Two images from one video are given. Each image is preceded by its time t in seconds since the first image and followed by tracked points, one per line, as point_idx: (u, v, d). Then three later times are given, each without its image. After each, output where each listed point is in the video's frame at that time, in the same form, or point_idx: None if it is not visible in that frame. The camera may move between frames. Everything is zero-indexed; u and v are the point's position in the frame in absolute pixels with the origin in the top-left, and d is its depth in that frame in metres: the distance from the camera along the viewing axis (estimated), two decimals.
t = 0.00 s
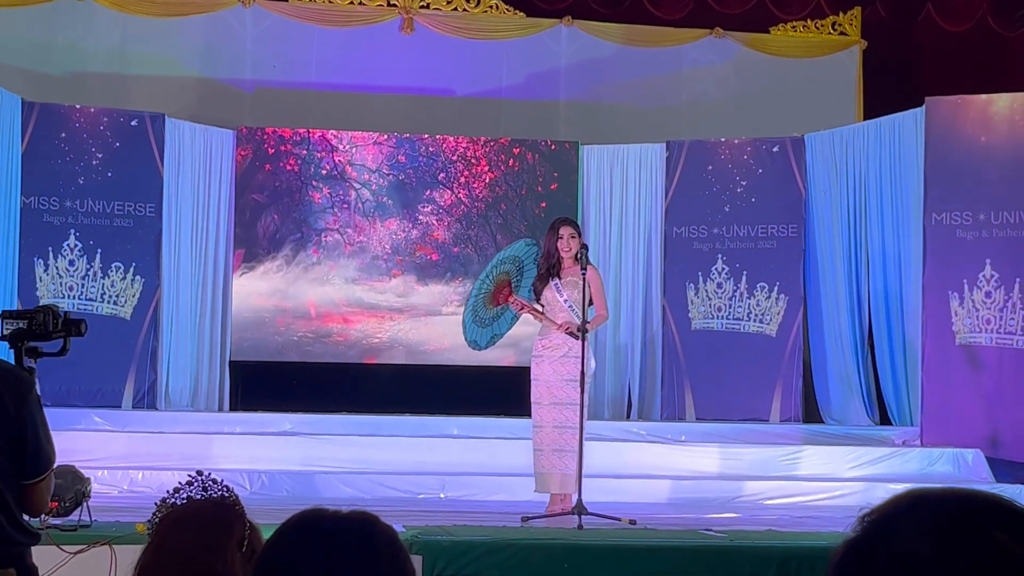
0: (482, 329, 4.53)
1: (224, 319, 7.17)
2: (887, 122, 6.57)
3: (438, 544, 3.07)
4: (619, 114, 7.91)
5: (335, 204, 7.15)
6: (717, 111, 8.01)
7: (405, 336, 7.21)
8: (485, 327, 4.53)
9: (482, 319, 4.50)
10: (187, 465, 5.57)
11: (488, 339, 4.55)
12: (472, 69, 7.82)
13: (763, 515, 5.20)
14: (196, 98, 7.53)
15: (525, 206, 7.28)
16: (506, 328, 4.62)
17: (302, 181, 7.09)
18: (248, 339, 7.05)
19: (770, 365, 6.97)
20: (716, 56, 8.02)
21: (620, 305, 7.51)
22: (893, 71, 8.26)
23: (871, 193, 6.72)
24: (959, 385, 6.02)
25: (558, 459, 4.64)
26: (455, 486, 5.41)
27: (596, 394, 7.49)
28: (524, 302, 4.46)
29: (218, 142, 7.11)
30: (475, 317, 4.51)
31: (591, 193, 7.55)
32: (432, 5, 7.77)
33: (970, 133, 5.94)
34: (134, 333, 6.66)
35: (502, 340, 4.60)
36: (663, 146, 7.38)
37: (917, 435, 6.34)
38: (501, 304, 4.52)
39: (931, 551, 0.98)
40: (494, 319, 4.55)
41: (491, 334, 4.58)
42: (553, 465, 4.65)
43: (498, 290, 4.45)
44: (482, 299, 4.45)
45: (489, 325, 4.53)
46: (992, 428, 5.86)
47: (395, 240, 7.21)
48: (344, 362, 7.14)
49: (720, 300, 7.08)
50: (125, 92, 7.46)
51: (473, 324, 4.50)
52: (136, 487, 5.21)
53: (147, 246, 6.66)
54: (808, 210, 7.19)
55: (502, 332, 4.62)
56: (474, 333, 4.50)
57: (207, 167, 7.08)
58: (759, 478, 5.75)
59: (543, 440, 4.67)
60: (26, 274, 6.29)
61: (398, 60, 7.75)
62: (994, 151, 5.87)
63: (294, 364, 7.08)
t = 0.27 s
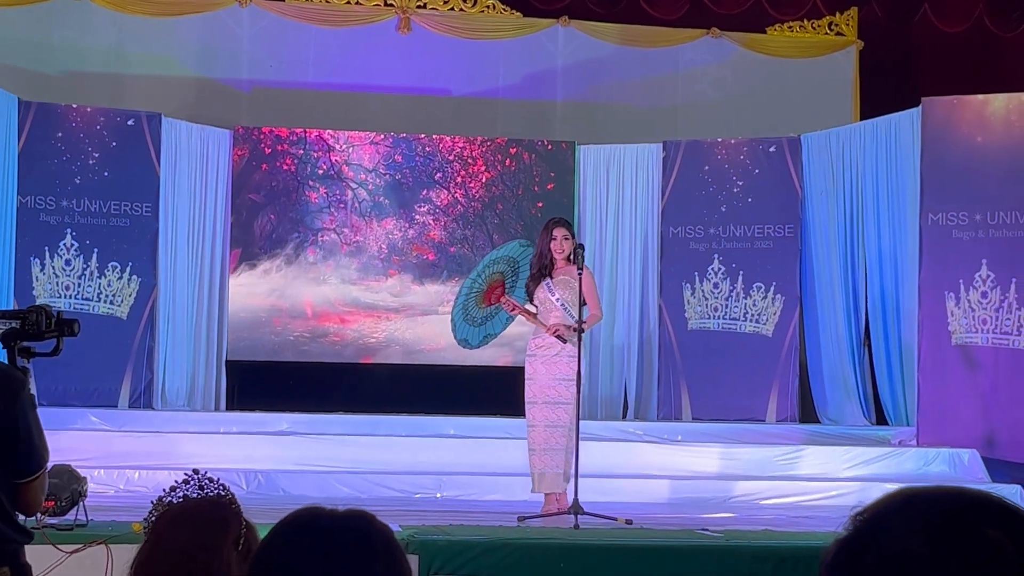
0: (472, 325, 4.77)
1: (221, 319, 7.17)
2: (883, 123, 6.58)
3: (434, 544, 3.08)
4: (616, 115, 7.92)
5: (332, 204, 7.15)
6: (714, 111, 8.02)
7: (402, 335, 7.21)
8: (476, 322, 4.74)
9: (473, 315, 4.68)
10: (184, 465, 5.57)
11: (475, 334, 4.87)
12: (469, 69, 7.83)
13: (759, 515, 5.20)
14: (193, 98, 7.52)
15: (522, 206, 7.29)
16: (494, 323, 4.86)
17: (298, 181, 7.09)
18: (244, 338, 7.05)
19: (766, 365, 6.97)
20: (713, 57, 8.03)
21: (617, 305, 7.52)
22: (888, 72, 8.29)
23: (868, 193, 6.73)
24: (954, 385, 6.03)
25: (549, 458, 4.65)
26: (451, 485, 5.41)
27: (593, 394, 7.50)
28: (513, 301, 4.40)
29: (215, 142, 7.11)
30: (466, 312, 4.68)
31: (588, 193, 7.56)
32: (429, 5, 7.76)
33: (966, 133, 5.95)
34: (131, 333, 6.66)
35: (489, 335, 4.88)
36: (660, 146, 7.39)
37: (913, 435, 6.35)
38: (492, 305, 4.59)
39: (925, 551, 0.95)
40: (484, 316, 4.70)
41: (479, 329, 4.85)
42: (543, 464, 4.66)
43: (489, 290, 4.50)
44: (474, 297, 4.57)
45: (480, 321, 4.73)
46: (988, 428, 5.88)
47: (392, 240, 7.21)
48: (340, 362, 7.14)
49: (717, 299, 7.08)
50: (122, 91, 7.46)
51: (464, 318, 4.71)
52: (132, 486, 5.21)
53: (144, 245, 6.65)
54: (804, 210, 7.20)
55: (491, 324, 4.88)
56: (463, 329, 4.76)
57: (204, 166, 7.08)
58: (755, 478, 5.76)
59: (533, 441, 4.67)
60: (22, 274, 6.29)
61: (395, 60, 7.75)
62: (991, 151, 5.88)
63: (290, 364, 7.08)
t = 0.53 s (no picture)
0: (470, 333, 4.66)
1: (218, 321, 7.16)
2: (880, 124, 6.59)
3: (431, 546, 3.08)
4: (613, 116, 7.93)
5: (329, 206, 7.15)
6: (711, 113, 8.04)
7: (399, 338, 7.21)
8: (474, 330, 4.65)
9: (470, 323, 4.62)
10: (181, 467, 5.56)
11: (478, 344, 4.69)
12: (466, 71, 7.83)
13: (756, 516, 5.20)
14: (189, 99, 7.52)
15: (519, 207, 7.29)
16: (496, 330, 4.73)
17: (295, 183, 7.09)
18: (242, 340, 7.04)
19: (763, 367, 6.98)
20: (710, 59, 8.05)
21: (614, 306, 7.52)
22: (887, 74, 8.27)
23: (865, 195, 6.74)
24: (951, 386, 6.04)
25: (551, 458, 4.64)
26: (448, 487, 5.40)
27: (590, 395, 7.50)
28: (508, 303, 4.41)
29: (212, 144, 7.11)
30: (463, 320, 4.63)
31: (585, 195, 7.57)
32: (426, 7, 7.77)
33: (963, 134, 5.95)
34: (128, 334, 6.66)
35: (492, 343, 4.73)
36: (657, 148, 7.40)
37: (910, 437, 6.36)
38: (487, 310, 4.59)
39: (918, 551, 0.95)
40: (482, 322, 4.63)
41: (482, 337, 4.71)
42: (546, 463, 4.65)
43: (484, 295, 4.51)
44: (468, 303, 4.55)
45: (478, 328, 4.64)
46: (984, 430, 5.88)
47: (389, 242, 7.21)
48: (338, 364, 7.14)
49: (714, 301, 7.09)
50: (118, 93, 7.46)
51: (460, 327, 4.62)
52: (129, 488, 5.21)
53: (141, 247, 6.65)
54: (801, 212, 7.20)
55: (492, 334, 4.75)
56: (462, 337, 4.64)
57: (201, 168, 7.08)
58: (752, 479, 5.76)
59: (535, 442, 4.66)
60: (19, 276, 6.29)
61: (392, 62, 7.76)
62: (988, 153, 5.88)
63: (288, 366, 7.08)
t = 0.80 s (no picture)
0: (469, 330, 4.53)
1: (215, 326, 7.16)
2: (877, 128, 6.61)
3: (428, 549, 3.11)
4: (610, 120, 7.94)
5: (326, 209, 7.15)
6: (708, 117, 8.06)
7: (396, 342, 7.20)
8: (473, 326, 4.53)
9: (469, 320, 4.49)
10: (177, 471, 5.56)
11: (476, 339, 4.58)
12: (464, 75, 7.85)
13: (753, 520, 5.20)
14: (186, 103, 7.52)
15: (516, 211, 7.29)
16: (494, 325, 4.61)
17: (292, 187, 7.09)
18: (238, 344, 7.04)
19: (760, 370, 6.98)
20: (707, 63, 8.07)
21: (611, 310, 7.52)
22: (882, 75, 8.31)
23: (861, 199, 6.75)
24: (947, 390, 6.04)
25: (550, 460, 4.64)
26: (446, 491, 5.40)
27: (587, 399, 7.50)
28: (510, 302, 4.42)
29: (209, 148, 7.11)
30: (462, 317, 4.50)
31: (581, 198, 7.58)
32: (423, 11, 7.80)
33: (960, 138, 5.97)
34: (125, 338, 6.65)
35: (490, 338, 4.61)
36: (654, 152, 7.41)
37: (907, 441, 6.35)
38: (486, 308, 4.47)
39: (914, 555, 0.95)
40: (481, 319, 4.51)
41: (479, 332, 4.59)
42: (544, 466, 4.65)
43: (484, 294, 4.38)
44: (469, 301, 4.41)
45: (477, 325, 4.52)
46: (981, 433, 5.88)
47: (386, 246, 7.21)
48: (335, 368, 7.14)
49: (711, 305, 7.09)
50: (115, 97, 7.45)
51: (460, 323, 4.50)
52: (126, 492, 5.20)
53: (138, 251, 6.65)
54: (798, 216, 7.21)
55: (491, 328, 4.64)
56: (462, 335, 4.49)
57: (198, 172, 7.08)
58: (750, 483, 5.76)
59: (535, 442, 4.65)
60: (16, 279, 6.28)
61: (389, 66, 7.77)
62: (984, 157, 5.89)
63: (285, 369, 7.08)
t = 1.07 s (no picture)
0: (471, 330, 4.53)
1: (213, 330, 7.15)
2: (874, 132, 6.62)
3: (426, 552, 3.11)
4: (607, 123, 7.95)
5: (323, 213, 7.15)
6: (705, 120, 8.07)
7: (394, 345, 7.20)
8: (476, 327, 4.53)
9: (471, 320, 4.50)
10: (175, 475, 5.55)
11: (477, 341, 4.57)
12: (461, 79, 7.86)
13: (751, 523, 5.20)
14: (184, 106, 7.52)
15: (513, 215, 7.30)
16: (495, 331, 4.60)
17: (290, 191, 7.09)
18: (236, 348, 7.03)
19: (757, 373, 6.98)
20: (704, 66, 8.08)
21: (609, 313, 7.53)
22: (881, 78, 8.29)
23: (858, 201, 6.76)
24: (944, 393, 6.05)
25: (551, 464, 4.64)
26: (443, 495, 5.40)
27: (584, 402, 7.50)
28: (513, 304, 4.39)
29: (207, 151, 7.11)
30: (464, 315, 4.50)
31: (579, 201, 7.59)
32: (420, 15, 7.80)
33: (957, 142, 5.98)
34: (122, 342, 6.65)
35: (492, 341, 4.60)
36: (651, 155, 7.42)
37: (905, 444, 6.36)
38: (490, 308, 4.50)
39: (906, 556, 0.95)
40: (483, 319, 4.51)
41: (481, 335, 4.58)
42: (548, 469, 4.65)
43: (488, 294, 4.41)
44: (471, 300, 4.43)
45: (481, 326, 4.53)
46: (979, 437, 5.89)
47: (384, 249, 7.21)
48: (333, 371, 7.14)
49: (708, 308, 7.10)
50: (112, 101, 7.45)
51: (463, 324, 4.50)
52: (124, 496, 5.20)
53: (136, 255, 6.64)
54: (795, 219, 7.22)
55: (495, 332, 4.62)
56: (462, 334, 4.49)
57: (195, 176, 7.07)
58: (747, 486, 5.76)
59: (534, 444, 4.65)
60: (13, 284, 6.29)
61: (387, 70, 7.78)
62: (982, 160, 5.90)
63: (282, 373, 7.08)
